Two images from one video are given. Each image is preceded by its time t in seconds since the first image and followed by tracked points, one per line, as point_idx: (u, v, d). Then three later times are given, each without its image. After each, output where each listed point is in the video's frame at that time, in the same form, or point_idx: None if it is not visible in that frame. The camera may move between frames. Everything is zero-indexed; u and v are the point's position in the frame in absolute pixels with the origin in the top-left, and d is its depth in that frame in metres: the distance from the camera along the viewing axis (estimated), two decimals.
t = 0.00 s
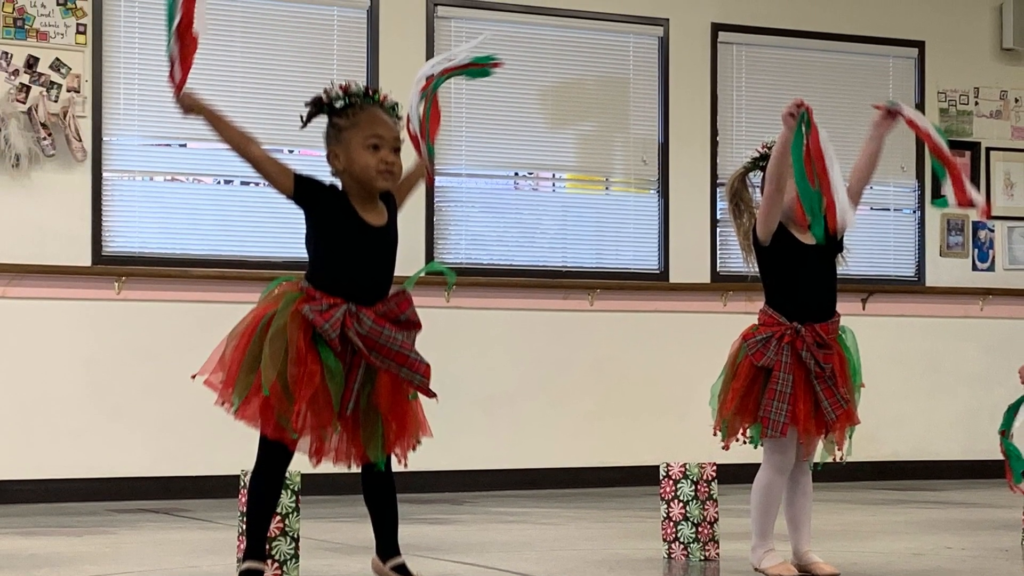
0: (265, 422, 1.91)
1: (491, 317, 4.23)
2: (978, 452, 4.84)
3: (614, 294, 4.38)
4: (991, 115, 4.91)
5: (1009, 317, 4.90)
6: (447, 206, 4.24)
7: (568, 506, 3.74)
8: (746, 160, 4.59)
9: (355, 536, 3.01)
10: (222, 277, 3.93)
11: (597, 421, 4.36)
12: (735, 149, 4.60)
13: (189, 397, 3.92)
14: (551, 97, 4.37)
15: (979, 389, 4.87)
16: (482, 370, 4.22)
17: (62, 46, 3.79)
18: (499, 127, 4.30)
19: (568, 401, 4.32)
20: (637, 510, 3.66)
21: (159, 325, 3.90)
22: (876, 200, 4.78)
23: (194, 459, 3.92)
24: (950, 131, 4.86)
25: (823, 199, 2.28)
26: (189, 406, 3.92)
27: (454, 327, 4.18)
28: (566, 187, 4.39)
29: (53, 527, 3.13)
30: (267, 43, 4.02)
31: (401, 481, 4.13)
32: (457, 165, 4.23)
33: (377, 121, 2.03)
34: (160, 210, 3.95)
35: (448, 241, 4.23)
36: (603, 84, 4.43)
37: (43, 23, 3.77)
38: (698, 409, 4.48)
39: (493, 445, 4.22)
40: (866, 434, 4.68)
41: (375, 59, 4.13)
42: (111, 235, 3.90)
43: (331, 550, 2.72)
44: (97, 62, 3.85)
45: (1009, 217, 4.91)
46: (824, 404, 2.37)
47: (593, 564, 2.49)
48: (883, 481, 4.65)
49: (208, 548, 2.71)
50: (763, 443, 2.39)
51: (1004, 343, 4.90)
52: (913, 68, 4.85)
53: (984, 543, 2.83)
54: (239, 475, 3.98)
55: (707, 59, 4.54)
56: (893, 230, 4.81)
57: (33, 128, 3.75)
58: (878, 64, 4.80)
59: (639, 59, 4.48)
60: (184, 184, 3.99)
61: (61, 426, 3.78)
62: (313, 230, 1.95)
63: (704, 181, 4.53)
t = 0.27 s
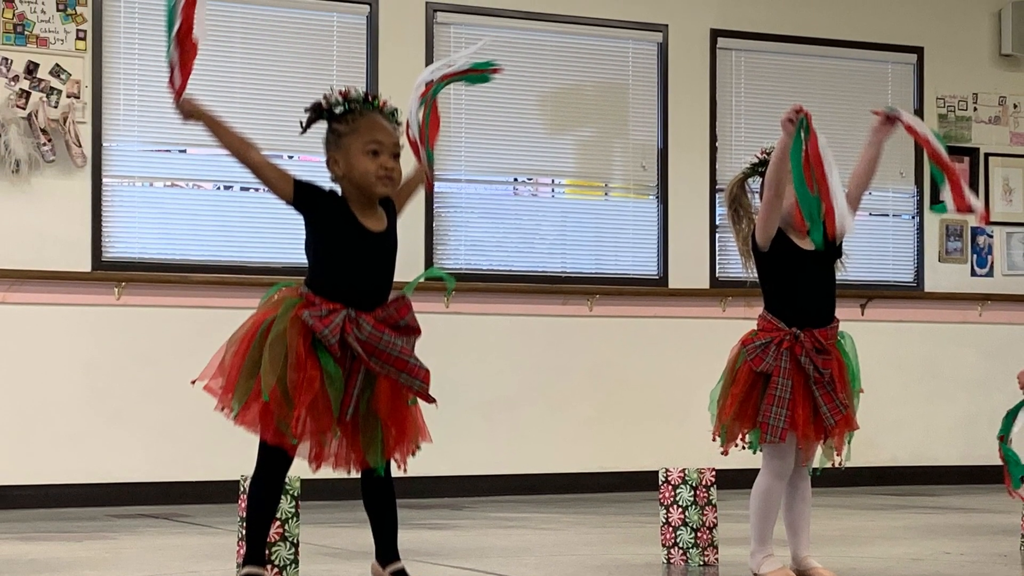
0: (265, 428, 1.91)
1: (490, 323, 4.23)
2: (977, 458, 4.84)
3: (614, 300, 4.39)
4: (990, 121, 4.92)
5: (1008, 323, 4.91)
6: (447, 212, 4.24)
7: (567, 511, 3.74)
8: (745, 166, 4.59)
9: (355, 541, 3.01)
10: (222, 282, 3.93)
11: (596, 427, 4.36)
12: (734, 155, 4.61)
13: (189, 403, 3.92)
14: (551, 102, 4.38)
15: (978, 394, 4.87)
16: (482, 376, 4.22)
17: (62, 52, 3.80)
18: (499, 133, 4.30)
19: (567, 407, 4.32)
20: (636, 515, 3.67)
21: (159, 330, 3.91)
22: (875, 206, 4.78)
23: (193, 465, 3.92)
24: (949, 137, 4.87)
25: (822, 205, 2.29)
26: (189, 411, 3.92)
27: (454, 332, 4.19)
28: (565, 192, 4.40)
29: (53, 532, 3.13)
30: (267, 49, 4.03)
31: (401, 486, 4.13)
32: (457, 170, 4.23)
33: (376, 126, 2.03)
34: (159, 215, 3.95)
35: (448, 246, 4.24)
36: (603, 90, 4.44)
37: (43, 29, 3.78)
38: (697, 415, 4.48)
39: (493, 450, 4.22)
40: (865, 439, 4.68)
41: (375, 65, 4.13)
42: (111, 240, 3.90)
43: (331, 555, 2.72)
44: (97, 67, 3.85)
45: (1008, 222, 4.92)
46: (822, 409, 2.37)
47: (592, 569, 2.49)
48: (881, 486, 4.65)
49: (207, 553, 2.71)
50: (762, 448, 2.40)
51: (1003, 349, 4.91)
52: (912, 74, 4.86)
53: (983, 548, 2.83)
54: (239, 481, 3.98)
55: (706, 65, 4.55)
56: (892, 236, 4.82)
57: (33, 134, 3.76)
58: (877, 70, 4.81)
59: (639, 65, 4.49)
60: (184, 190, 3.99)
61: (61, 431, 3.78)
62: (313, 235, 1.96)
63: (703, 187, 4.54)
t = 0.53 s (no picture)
0: (264, 433, 1.92)
1: (489, 328, 4.23)
2: (975, 463, 4.85)
3: (613, 305, 4.39)
4: (988, 127, 4.93)
5: (1006, 328, 4.91)
6: (446, 217, 4.25)
7: (566, 517, 3.74)
8: (744, 172, 4.60)
9: (354, 547, 3.01)
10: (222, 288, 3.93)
11: (595, 432, 4.36)
12: (733, 160, 4.61)
13: (188, 408, 3.92)
14: (550, 108, 4.38)
15: (977, 400, 4.87)
16: (481, 381, 4.22)
17: (62, 58, 3.80)
18: (498, 138, 4.31)
19: (566, 412, 4.33)
20: (636, 521, 3.67)
21: (159, 336, 3.91)
22: (873, 211, 4.79)
23: (193, 470, 3.92)
24: (948, 142, 4.88)
25: (821, 211, 2.27)
26: (189, 417, 3.92)
27: (453, 338, 4.19)
28: (565, 198, 4.40)
29: (53, 538, 3.13)
30: (267, 55, 4.04)
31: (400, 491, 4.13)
32: (456, 176, 4.24)
33: (375, 132, 2.04)
34: (159, 221, 3.96)
35: (447, 252, 4.25)
36: (602, 96, 4.45)
37: (43, 35, 3.79)
38: (696, 420, 4.49)
39: (492, 456, 4.22)
40: (864, 445, 4.69)
41: (374, 71, 4.14)
42: (110, 246, 3.91)
43: (330, 561, 2.72)
44: (97, 73, 3.86)
45: (1006, 228, 4.93)
46: (821, 415, 2.38)
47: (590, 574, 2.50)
48: (880, 492, 4.66)
49: (207, 559, 2.71)
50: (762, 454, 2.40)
51: (1001, 354, 4.91)
52: (910, 80, 4.87)
53: (981, 553, 2.83)
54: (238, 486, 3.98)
55: (705, 71, 4.55)
56: (891, 242, 4.83)
57: (33, 140, 3.76)
58: (876, 76, 4.82)
59: (638, 71, 4.49)
60: (184, 196, 3.99)
61: (61, 437, 3.78)
62: (312, 241, 1.97)
63: (702, 193, 4.55)
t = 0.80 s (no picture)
0: (264, 439, 1.93)
1: (489, 334, 4.24)
2: (974, 468, 4.85)
3: (612, 311, 4.40)
4: (987, 132, 4.94)
5: (1005, 333, 4.92)
6: (446, 223, 4.25)
7: (565, 522, 3.74)
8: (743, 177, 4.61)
9: (353, 552, 3.01)
10: (222, 294, 3.94)
11: (595, 438, 4.36)
12: (732, 166, 4.62)
13: (188, 414, 3.93)
14: (549, 114, 4.39)
15: (975, 405, 4.88)
16: (480, 387, 4.22)
17: (62, 64, 3.81)
18: (497, 144, 4.32)
19: (566, 418, 4.33)
20: (635, 526, 3.67)
21: (159, 342, 3.91)
22: (872, 217, 4.80)
23: (192, 476, 3.92)
24: (947, 148, 4.88)
25: (820, 216, 2.27)
26: (189, 422, 3.93)
27: (452, 344, 4.19)
28: (564, 204, 4.41)
29: (53, 543, 3.13)
30: (267, 61, 4.05)
31: (400, 497, 4.14)
32: (455, 182, 4.25)
33: (375, 138, 2.05)
34: (159, 227, 3.97)
35: (447, 258, 4.25)
36: (601, 101, 4.46)
37: (43, 40, 3.79)
38: (695, 426, 4.49)
39: (491, 461, 4.22)
40: (863, 450, 4.69)
41: (374, 77, 4.15)
42: (110, 251, 3.91)
43: (330, 566, 2.72)
44: (97, 79, 3.87)
45: (1005, 233, 4.93)
46: (820, 420, 2.39)
47: None
48: (879, 497, 4.66)
49: (206, 564, 2.72)
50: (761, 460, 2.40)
51: (1000, 360, 4.92)
52: (909, 86, 4.88)
53: (980, 559, 2.83)
54: (238, 491, 3.98)
55: (704, 77, 4.56)
56: (890, 247, 4.83)
57: (34, 145, 3.77)
58: (875, 81, 4.83)
59: (637, 77, 4.50)
60: (183, 202, 4.00)
61: (61, 442, 3.78)
62: (312, 247, 1.97)
63: (701, 199, 4.56)
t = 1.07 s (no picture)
0: (263, 445, 1.94)
1: (488, 340, 4.24)
2: (973, 474, 4.85)
3: (611, 316, 4.40)
4: (985, 138, 4.95)
5: (1004, 339, 4.92)
6: (445, 229, 4.26)
7: (564, 527, 3.74)
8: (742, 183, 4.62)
9: (353, 557, 3.02)
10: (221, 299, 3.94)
11: (594, 443, 4.36)
12: (731, 171, 4.63)
13: (187, 419, 3.93)
14: (548, 120, 4.40)
15: (974, 411, 4.88)
16: (480, 392, 4.23)
17: (61, 69, 3.82)
18: (497, 150, 4.32)
19: (565, 423, 4.33)
20: (634, 531, 3.67)
21: (159, 347, 3.92)
22: (871, 223, 4.81)
23: (191, 481, 3.92)
24: (945, 154, 4.89)
25: (819, 222, 2.28)
26: (188, 428, 3.93)
27: (452, 350, 4.20)
28: (564, 210, 4.42)
29: (52, 548, 3.13)
30: (266, 67, 4.06)
31: (399, 502, 4.14)
32: (454, 187, 4.26)
33: (374, 144, 2.05)
34: (159, 233, 3.97)
35: (446, 263, 4.25)
36: (599, 107, 4.47)
37: (42, 46, 3.80)
38: (694, 431, 4.49)
39: (491, 467, 4.23)
40: (863, 456, 4.69)
41: (373, 83, 4.16)
42: (110, 257, 3.92)
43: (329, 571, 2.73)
44: (97, 85, 3.87)
45: (1004, 239, 4.94)
46: (820, 426, 2.40)
47: None
48: (878, 502, 4.66)
49: (206, 569, 2.72)
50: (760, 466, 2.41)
51: (999, 365, 4.92)
52: (908, 92, 4.89)
53: (978, 564, 2.84)
54: (237, 497, 3.98)
55: (703, 82, 4.57)
56: (889, 252, 4.84)
57: (33, 151, 3.77)
58: (874, 87, 4.84)
59: (636, 83, 4.51)
60: (183, 208, 4.00)
61: (61, 448, 3.79)
62: (312, 253, 1.98)
63: (700, 205, 4.56)
